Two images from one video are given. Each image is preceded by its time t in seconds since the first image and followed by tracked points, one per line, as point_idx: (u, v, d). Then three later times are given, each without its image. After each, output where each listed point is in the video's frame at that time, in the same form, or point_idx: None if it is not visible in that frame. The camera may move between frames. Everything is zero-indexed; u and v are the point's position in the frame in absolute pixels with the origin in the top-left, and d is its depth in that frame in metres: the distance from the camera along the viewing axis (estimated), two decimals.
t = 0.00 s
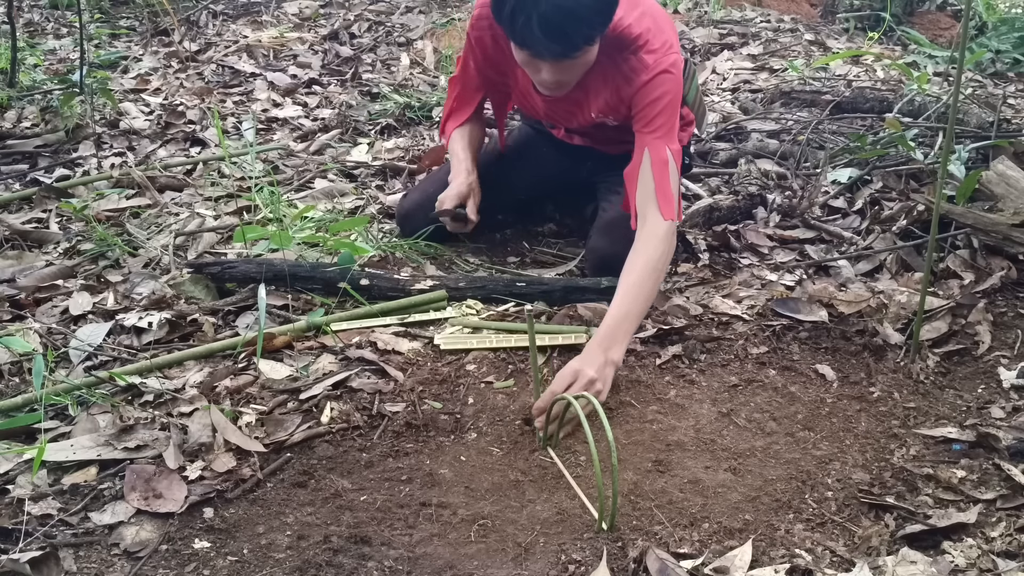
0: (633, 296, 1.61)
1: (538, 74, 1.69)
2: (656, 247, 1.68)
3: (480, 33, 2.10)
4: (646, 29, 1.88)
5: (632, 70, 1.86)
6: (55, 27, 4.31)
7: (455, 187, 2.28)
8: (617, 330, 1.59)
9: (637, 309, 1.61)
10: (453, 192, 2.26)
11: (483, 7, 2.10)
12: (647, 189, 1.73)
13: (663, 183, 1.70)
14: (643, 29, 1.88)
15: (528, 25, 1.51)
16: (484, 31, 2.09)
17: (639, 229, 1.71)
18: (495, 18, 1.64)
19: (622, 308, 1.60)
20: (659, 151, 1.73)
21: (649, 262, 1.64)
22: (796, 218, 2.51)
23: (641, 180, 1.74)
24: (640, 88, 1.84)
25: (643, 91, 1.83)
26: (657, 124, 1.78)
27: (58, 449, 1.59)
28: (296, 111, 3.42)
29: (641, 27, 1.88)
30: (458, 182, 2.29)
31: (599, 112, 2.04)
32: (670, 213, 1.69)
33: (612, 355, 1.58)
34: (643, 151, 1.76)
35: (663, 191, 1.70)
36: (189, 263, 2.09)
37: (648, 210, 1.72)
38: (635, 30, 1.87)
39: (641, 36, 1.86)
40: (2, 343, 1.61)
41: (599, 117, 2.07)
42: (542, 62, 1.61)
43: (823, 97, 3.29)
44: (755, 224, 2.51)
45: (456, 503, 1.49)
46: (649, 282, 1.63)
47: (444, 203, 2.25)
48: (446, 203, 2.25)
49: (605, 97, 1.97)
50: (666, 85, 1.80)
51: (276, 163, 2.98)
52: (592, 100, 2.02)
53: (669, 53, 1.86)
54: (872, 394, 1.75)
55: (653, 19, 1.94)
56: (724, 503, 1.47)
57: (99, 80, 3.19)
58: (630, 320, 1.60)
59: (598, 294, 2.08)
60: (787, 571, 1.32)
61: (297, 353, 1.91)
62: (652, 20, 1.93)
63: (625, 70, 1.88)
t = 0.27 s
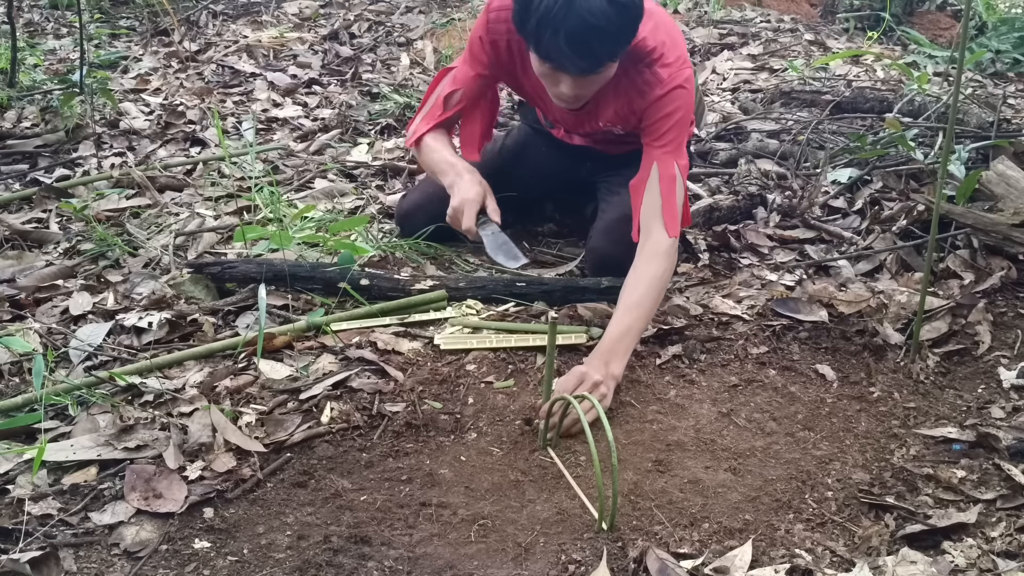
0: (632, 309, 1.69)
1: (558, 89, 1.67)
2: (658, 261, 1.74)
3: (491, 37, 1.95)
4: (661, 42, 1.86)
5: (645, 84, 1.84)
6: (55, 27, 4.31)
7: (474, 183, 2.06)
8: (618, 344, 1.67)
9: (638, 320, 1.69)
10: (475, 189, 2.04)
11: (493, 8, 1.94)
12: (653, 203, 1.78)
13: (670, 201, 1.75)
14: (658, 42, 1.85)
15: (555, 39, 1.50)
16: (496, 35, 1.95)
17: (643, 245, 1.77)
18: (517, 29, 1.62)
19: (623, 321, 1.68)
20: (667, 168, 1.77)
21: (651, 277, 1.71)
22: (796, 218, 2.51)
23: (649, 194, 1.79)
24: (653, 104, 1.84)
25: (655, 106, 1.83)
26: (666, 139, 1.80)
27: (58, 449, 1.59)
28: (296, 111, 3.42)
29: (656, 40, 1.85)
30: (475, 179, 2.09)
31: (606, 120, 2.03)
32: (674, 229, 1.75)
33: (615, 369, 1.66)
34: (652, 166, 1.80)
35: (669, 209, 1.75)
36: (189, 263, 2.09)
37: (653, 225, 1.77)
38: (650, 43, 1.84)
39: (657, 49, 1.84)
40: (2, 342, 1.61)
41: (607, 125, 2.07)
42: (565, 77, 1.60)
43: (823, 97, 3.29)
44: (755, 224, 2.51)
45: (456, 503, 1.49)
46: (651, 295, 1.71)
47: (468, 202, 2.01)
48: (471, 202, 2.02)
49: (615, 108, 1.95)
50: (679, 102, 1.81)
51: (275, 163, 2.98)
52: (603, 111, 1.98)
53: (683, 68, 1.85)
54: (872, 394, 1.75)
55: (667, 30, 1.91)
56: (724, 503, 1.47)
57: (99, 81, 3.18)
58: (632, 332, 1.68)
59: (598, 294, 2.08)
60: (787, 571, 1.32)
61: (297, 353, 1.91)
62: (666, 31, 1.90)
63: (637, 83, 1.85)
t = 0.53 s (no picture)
0: (630, 315, 1.69)
1: (568, 101, 1.66)
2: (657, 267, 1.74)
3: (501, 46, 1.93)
4: (667, 49, 1.84)
5: (651, 93, 1.83)
6: (55, 27, 4.31)
7: (497, 203, 1.97)
8: (616, 348, 1.67)
9: (636, 327, 1.69)
10: (500, 208, 1.96)
11: (502, 15, 1.93)
12: (655, 212, 1.78)
13: (672, 209, 1.76)
14: (665, 49, 1.84)
15: (566, 54, 1.49)
16: (505, 42, 1.93)
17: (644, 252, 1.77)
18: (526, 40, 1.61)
19: (620, 327, 1.69)
20: (671, 176, 1.78)
21: (648, 286, 1.71)
22: (796, 218, 2.51)
23: (651, 203, 1.79)
24: (658, 112, 1.84)
25: (661, 114, 1.83)
26: (670, 148, 1.81)
27: (58, 449, 1.59)
28: (296, 111, 3.42)
29: (663, 47, 1.84)
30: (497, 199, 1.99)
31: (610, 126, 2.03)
32: (675, 238, 1.75)
33: (613, 375, 1.66)
34: (655, 174, 1.80)
35: (671, 217, 1.76)
36: (189, 263, 2.09)
37: (654, 232, 1.77)
38: (657, 50, 1.83)
39: (663, 56, 1.82)
40: (2, 342, 1.61)
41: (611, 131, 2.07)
42: (575, 91, 1.59)
43: (823, 97, 3.29)
44: (755, 224, 2.51)
45: (456, 503, 1.49)
46: (648, 301, 1.71)
47: (495, 220, 1.92)
48: (499, 221, 1.92)
49: (620, 114, 1.95)
50: (684, 111, 1.80)
51: (275, 163, 2.98)
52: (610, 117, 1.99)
53: (689, 76, 1.84)
54: (872, 394, 1.75)
55: (674, 37, 1.89)
56: (724, 503, 1.47)
57: (99, 80, 3.18)
58: (631, 337, 1.68)
59: (597, 294, 2.08)
60: (787, 571, 1.32)
61: (297, 353, 1.91)
62: (673, 38, 1.89)
63: (643, 91, 1.84)
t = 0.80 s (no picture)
0: (630, 319, 1.69)
1: (570, 104, 1.66)
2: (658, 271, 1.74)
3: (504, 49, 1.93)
4: (669, 50, 1.84)
5: (652, 95, 1.83)
6: (56, 27, 4.31)
7: (498, 217, 1.90)
8: (616, 351, 1.67)
9: (637, 330, 1.69)
10: (501, 223, 1.87)
11: (504, 18, 1.93)
12: (656, 215, 1.78)
13: (673, 212, 1.76)
14: (667, 50, 1.84)
15: (569, 58, 1.49)
16: (508, 45, 1.93)
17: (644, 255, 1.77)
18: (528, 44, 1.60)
19: (621, 330, 1.68)
20: (671, 178, 1.78)
21: (649, 288, 1.71)
22: (796, 218, 2.51)
23: (651, 205, 1.78)
24: (659, 114, 1.84)
25: (662, 116, 1.83)
26: (671, 150, 1.81)
27: (58, 449, 1.59)
28: (296, 111, 3.42)
29: (664, 49, 1.84)
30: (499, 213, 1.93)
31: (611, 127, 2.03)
32: (676, 241, 1.75)
33: (613, 377, 1.66)
34: (656, 177, 1.80)
35: (671, 220, 1.76)
36: (189, 263, 2.09)
37: (654, 235, 1.77)
38: (658, 52, 1.82)
39: (665, 58, 1.82)
40: (2, 342, 1.61)
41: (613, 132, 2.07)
42: (577, 94, 1.59)
43: (823, 97, 3.29)
44: (755, 224, 2.51)
45: (456, 503, 1.49)
46: (649, 304, 1.71)
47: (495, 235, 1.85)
48: (500, 237, 1.84)
49: (621, 116, 1.95)
50: (686, 113, 1.80)
51: (276, 163, 2.98)
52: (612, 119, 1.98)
53: (691, 77, 1.83)
54: (872, 394, 1.75)
55: (675, 38, 1.89)
56: (724, 503, 1.47)
57: (99, 81, 3.18)
58: (631, 340, 1.68)
59: (597, 294, 2.08)
60: (787, 571, 1.32)
61: (298, 353, 1.91)
62: (674, 39, 1.88)
63: (645, 93, 1.84)
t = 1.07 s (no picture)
0: (630, 318, 1.69)
1: (569, 101, 1.66)
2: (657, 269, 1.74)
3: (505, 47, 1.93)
4: (669, 49, 1.84)
5: (651, 94, 1.83)
6: (56, 27, 4.31)
7: (502, 223, 1.85)
8: (616, 351, 1.67)
9: (637, 329, 1.69)
10: (505, 228, 1.83)
11: (506, 16, 1.94)
12: (656, 214, 1.77)
13: (672, 211, 1.76)
14: (667, 49, 1.84)
15: (568, 54, 1.49)
16: (511, 42, 1.93)
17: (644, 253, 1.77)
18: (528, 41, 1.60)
19: (621, 330, 1.68)
20: (671, 177, 1.78)
21: (649, 287, 1.71)
22: (796, 218, 2.51)
23: (651, 204, 1.78)
24: (658, 113, 1.84)
25: (662, 114, 1.83)
26: (670, 149, 1.81)
27: (58, 450, 1.59)
28: (296, 111, 3.42)
29: (664, 47, 1.84)
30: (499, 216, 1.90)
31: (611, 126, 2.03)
32: (676, 240, 1.75)
33: (612, 377, 1.66)
34: (655, 175, 1.80)
35: (671, 219, 1.76)
36: (189, 263, 2.09)
37: (654, 234, 1.77)
38: (658, 51, 1.82)
39: (664, 57, 1.82)
40: (2, 342, 1.61)
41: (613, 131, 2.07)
42: (576, 91, 1.59)
43: (823, 97, 3.29)
44: (755, 224, 2.51)
45: (456, 503, 1.49)
46: (649, 303, 1.71)
47: (496, 240, 1.79)
48: (501, 242, 1.79)
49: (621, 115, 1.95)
50: (685, 111, 1.80)
51: (276, 163, 2.98)
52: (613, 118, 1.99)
53: (691, 76, 1.83)
54: (872, 394, 1.75)
55: (675, 37, 1.89)
56: (724, 503, 1.47)
57: (99, 80, 3.18)
58: (631, 339, 1.68)
59: (597, 294, 2.08)
60: (787, 571, 1.32)
61: (297, 353, 1.91)
62: (675, 38, 1.88)
63: (645, 92, 1.84)
